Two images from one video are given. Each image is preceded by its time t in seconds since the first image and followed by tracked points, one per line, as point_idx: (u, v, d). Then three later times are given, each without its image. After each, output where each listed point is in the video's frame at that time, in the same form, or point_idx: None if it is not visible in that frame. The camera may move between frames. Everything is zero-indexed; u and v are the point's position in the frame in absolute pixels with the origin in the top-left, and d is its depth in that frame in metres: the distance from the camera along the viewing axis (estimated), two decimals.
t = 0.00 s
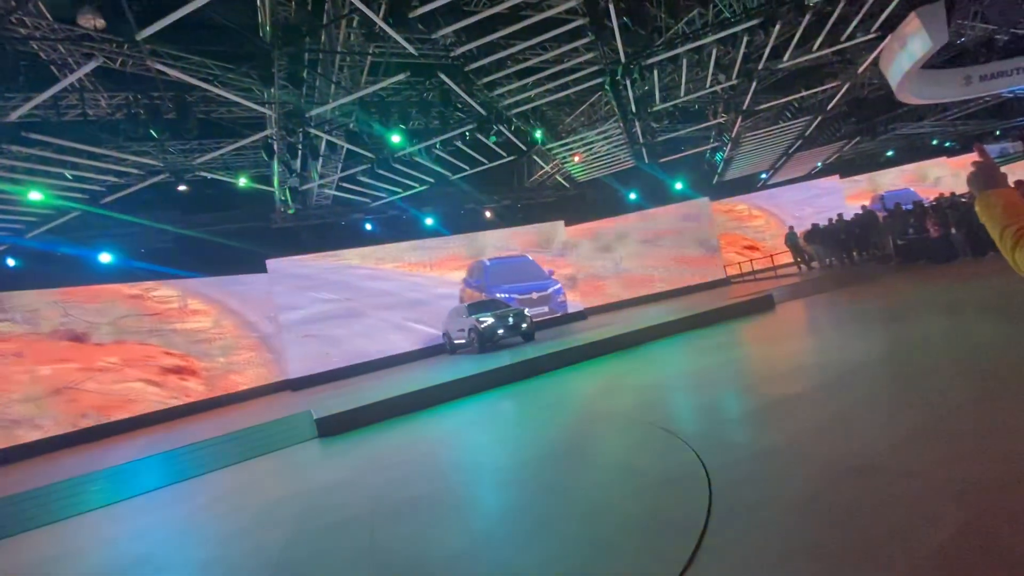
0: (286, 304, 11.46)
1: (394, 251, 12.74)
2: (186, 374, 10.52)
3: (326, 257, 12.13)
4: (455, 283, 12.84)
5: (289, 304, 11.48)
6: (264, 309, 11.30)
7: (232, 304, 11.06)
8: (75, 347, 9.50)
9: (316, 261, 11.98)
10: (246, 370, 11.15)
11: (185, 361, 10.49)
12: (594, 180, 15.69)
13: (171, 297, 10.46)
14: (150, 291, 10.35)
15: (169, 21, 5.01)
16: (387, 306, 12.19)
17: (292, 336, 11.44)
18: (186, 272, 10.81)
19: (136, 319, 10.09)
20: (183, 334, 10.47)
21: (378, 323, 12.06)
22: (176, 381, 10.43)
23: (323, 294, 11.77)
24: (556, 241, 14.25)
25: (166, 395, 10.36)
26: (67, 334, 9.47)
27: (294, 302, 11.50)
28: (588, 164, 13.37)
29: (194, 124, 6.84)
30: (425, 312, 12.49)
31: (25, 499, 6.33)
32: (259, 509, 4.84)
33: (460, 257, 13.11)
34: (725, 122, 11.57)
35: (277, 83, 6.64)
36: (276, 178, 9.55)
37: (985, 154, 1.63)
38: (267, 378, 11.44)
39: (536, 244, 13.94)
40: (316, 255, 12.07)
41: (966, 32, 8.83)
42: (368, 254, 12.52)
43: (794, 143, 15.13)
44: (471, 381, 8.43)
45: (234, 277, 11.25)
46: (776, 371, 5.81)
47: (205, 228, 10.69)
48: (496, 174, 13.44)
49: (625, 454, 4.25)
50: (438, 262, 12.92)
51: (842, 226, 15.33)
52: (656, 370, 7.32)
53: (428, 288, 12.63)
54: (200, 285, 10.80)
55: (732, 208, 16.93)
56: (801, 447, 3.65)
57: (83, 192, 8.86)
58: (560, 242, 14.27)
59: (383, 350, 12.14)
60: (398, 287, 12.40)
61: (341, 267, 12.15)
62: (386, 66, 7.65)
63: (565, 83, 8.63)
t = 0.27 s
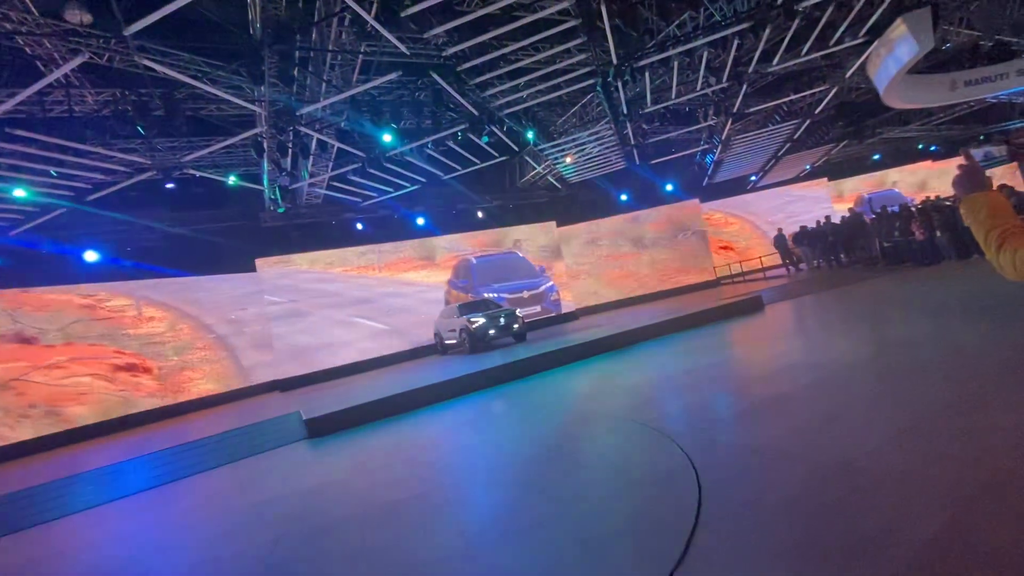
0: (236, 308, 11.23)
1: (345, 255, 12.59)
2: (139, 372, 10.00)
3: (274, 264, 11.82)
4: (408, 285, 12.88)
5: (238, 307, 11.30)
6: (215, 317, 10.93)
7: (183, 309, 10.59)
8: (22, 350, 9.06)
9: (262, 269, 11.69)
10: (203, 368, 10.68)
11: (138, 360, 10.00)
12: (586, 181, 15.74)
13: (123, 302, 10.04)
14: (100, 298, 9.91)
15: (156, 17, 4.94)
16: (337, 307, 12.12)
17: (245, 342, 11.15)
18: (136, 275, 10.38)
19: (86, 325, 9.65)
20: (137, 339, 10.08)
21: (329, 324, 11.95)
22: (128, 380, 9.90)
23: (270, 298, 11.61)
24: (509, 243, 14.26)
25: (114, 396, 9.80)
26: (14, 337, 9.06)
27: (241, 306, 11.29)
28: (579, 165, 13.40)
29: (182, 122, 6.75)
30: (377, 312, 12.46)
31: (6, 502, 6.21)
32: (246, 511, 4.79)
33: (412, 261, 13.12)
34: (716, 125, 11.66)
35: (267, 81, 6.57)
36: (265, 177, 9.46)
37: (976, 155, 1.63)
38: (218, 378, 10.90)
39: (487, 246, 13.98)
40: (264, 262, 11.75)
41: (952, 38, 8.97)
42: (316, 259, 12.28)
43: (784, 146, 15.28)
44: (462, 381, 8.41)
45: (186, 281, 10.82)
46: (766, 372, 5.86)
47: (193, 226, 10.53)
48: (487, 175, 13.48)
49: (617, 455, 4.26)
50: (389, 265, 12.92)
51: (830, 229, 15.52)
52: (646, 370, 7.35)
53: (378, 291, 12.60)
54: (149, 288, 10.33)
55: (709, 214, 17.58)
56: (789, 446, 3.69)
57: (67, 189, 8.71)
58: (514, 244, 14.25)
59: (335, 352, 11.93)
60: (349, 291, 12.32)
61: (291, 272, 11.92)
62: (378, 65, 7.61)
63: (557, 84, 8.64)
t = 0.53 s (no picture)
0: (196, 316, 10.83)
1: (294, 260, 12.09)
2: (93, 377, 9.67)
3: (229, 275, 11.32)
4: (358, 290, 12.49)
5: (199, 315, 10.90)
6: (174, 326, 10.56)
7: (138, 320, 10.25)
8: None
9: (217, 280, 11.17)
10: (159, 370, 10.34)
11: (91, 364, 9.67)
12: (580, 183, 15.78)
13: (78, 318, 9.70)
14: (57, 317, 9.55)
15: (148, 15, 4.91)
16: (292, 313, 11.74)
17: (205, 352, 10.76)
18: (93, 284, 9.95)
19: (41, 339, 9.37)
20: (94, 349, 9.77)
21: (285, 329, 11.60)
22: (82, 384, 9.58)
23: (229, 308, 11.19)
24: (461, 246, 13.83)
25: (66, 400, 9.46)
26: None
27: (198, 317, 10.84)
28: (574, 167, 13.42)
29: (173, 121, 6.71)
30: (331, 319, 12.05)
31: None
32: (238, 512, 4.76)
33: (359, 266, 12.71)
34: (709, 128, 11.73)
35: (261, 81, 6.55)
36: (257, 176, 9.41)
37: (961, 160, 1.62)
38: (176, 377, 10.53)
39: (438, 250, 13.56)
40: (220, 270, 11.24)
41: (941, 44, 9.09)
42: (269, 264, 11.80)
43: (776, 149, 15.39)
44: (455, 383, 8.39)
45: (148, 293, 10.43)
46: (757, 373, 5.91)
47: (186, 226, 10.45)
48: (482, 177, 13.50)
49: (610, 456, 4.28)
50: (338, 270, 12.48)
51: (822, 231, 15.64)
52: (640, 372, 7.38)
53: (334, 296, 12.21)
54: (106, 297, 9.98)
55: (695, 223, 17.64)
56: (782, 447, 3.72)
57: (56, 187, 8.62)
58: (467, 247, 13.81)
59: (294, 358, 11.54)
60: (305, 298, 11.92)
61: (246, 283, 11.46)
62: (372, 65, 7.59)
63: (552, 86, 8.66)
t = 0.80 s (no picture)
0: (162, 328, 10.45)
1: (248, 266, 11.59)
2: (55, 387, 9.35)
3: (190, 287, 10.85)
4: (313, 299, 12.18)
5: (166, 325, 10.54)
6: (140, 337, 10.21)
7: (102, 333, 9.86)
8: None
9: (180, 291, 10.72)
10: (124, 377, 10.04)
11: (52, 373, 9.32)
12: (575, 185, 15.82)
13: (42, 333, 9.29)
14: (20, 334, 9.16)
15: (141, 12, 4.87)
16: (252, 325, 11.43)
17: (173, 362, 10.50)
18: (55, 297, 9.48)
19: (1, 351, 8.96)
20: (57, 361, 9.37)
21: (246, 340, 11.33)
22: (44, 391, 9.29)
23: (194, 320, 10.81)
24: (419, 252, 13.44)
25: (26, 406, 9.15)
26: None
27: (163, 331, 10.45)
28: (568, 168, 13.44)
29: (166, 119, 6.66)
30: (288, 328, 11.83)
31: None
32: (230, 514, 4.71)
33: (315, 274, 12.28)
34: (702, 130, 11.80)
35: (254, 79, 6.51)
36: (250, 176, 9.36)
37: (950, 159, 1.60)
38: (139, 382, 10.22)
39: (397, 257, 13.16)
40: (183, 280, 10.77)
41: (932, 49, 9.19)
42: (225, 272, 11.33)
43: (769, 152, 15.49)
44: (449, 384, 8.37)
45: (115, 307, 10.04)
46: (750, 374, 5.94)
47: (180, 225, 10.48)
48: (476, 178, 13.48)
49: (605, 457, 4.27)
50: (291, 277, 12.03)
51: (814, 233, 15.77)
52: (634, 373, 7.39)
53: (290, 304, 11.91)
54: (72, 312, 9.58)
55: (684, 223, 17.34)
56: (775, 448, 3.74)
57: (46, 185, 8.53)
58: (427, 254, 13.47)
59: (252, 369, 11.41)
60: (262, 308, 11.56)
61: (208, 295, 11.02)
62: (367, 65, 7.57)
63: (547, 87, 8.66)
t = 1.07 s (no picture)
0: (132, 343, 10.62)
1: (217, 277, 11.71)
2: (23, 402, 9.35)
3: (160, 303, 11.01)
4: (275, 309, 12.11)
5: (135, 341, 10.69)
6: (109, 352, 10.33)
7: (71, 352, 9.91)
8: None
9: (149, 308, 10.86)
10: (92, 391, 10.09)
11: (20, 390, 9.32)
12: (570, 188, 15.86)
13: (8, 356, 9.28)
14: None
15: (134, 14, 4.83)
16: (219, 340, 11.76)
17: (141, 375, 10.63)
18: (24, 322, 9.52)
19: None
20: (23, 378, 9.36)
21: (211, 355, 11.62)
22: (11, 407, 9.25)
23: (163, 335, 11.01)
24: (383, 262, 13.24)
25: None
26: None
27: (133, 348, 10.61)
28: (564, 172, 13.47)
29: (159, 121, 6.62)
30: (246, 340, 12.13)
31: None
32: (221, 518, 4.67)
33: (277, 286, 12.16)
34: (696, 135, 11.88)
35: (249, 82, 6.47)
36: (244, 178, 9.32)
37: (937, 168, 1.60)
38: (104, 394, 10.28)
39: (361, 268, 13.00)
40: (152, 297, 10.91)
41: (922, 56, 9.30)
42: (193, 282, 11.46)
43: (763, 157, 15.60)
44: (443, 387, 8.35)
45: (87, 327, 10.16)
46: (743, 378, 5.96)
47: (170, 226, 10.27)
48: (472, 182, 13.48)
49: (602, 460, 4.27)
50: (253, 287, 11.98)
51: (806, 238, 15.92)
52: (629, 376, 7.41)
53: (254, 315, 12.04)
54: (41, 333, 9.64)
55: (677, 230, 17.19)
56: (769, 450, 3.76)
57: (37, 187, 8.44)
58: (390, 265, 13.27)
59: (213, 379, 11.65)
60: (230, 321, 11.91)
61: (178, 313, 11.21)
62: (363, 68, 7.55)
63: (542, 92, 8.68)
